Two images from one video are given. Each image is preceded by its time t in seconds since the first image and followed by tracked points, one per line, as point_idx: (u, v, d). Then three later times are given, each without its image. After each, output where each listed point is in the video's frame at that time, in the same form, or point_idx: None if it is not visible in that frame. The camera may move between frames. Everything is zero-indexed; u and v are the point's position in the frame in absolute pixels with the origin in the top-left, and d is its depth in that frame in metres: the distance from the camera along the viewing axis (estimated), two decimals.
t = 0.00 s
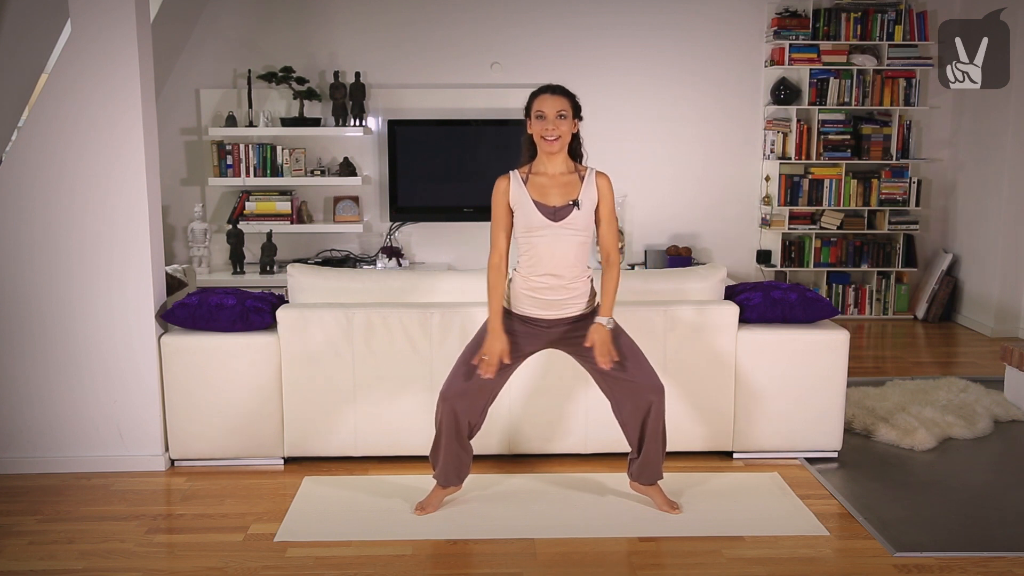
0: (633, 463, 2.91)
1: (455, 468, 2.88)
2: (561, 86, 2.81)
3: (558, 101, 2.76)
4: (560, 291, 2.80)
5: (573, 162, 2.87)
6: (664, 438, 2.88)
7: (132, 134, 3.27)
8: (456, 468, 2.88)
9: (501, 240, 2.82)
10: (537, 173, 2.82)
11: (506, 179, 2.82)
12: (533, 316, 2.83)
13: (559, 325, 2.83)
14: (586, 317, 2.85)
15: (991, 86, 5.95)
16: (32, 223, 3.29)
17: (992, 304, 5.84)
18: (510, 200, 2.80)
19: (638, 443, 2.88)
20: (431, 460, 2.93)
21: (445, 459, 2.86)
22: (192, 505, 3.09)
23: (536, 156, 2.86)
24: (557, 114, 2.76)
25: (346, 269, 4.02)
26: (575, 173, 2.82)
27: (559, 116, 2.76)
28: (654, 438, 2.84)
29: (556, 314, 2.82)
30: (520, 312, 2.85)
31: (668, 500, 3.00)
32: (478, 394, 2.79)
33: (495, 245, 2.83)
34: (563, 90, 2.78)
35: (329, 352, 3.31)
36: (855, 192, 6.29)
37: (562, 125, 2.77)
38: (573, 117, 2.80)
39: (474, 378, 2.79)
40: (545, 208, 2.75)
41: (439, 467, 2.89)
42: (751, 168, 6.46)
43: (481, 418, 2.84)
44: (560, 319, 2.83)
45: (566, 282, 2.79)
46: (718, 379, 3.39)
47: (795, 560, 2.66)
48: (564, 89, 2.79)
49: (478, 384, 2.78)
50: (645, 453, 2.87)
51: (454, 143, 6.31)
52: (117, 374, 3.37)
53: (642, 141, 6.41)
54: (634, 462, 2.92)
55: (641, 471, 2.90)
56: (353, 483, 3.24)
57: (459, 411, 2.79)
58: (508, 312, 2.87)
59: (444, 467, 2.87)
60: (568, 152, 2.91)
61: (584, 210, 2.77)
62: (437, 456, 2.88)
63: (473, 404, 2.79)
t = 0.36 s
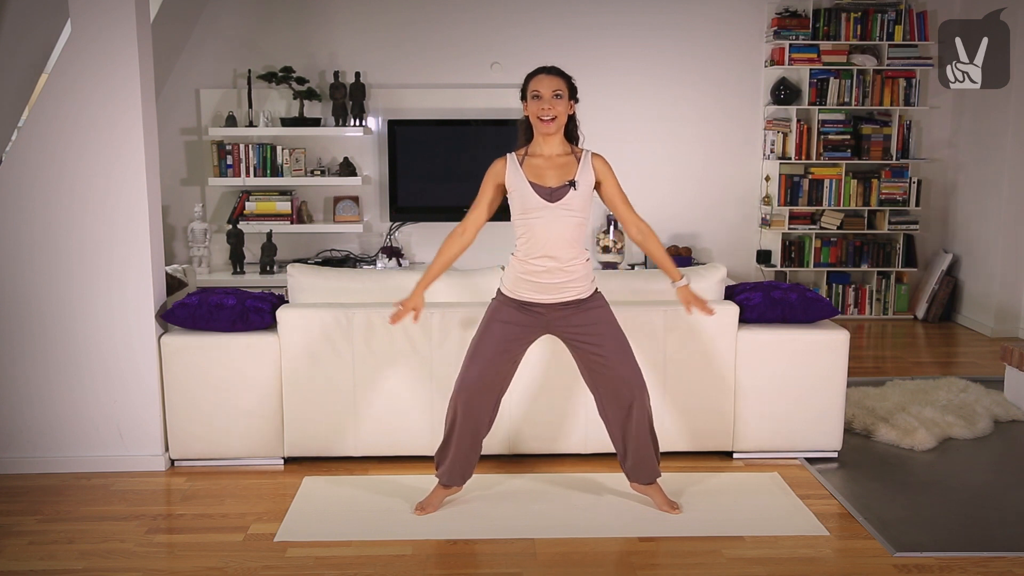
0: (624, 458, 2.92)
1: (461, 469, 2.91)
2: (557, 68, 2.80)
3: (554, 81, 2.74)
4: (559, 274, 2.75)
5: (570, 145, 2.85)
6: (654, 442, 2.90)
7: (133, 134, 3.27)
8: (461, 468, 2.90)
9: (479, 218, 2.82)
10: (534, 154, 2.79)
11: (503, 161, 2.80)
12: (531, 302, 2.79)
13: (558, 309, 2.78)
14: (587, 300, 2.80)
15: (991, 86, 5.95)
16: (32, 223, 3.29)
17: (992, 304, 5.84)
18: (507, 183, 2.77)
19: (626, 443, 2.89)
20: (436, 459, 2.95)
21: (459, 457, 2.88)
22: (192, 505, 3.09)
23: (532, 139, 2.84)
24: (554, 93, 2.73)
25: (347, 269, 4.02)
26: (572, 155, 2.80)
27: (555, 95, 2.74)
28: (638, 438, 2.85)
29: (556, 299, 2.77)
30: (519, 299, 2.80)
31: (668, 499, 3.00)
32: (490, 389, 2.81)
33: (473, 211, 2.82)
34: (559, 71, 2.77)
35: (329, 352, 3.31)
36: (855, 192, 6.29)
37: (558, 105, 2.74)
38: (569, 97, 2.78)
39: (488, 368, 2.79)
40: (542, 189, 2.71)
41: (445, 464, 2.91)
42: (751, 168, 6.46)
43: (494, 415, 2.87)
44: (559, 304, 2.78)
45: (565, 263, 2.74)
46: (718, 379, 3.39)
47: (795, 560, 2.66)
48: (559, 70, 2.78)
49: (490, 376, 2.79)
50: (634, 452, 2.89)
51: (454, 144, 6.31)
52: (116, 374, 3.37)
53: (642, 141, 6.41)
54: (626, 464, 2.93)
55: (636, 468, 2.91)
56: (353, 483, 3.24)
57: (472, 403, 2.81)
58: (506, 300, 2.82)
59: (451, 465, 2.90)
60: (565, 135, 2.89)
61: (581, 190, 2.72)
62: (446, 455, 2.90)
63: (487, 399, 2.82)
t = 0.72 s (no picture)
0: (617, 456, 2.93)
1: (465, 469, 2.92)
2: (556, 61, 2.79)
3: (553, 73, 2.73)
4: (559, 267, 2.75)
5: (569, 138, 2.83)
6: (647, 441, 2.91)
7: (133, 134, 3.27)
8: (463, 467, 2.92)
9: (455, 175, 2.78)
10: (533, 146, 2.77)
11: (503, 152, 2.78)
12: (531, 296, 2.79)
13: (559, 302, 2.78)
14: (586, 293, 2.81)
15: (992, 86, 5.94)
16: (33, 223, 3.29)
17: (992, 304, 5.84)
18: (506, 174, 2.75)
19: (622, 444, 2.91)
20: (439, 458, 2.96)
21: (465, 456, 2.90)
22: (192, 505, 3.09)
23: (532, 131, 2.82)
24: (553, 85, 2.72)
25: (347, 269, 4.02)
26: (571, 147, 2.78)
27: (554, 87, 2.73)
28: (630, 439, 2.88)
29: (556, 292, 2.77)
30: (518, 293, 2.80)
31: (668, 499, 3.00)
32: (496, 391, 2.83)
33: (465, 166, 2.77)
34: (558, 63, 2.76)
35: (329, 352, 3.31)
36: (855, 192, 6.29)
37: (557, 97, 2.73)
38: (568, 90, 2.77)
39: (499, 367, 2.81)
40: (541, 181, 2.70)
41: (448, 463, 2.93)
42: (751, 168, 6.46)
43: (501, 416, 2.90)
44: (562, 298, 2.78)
45: (564, 256, 2.74)
46: (718, 379, 3.39)
47: (795, 560, 2.66)
48: (558, 63, 2.77)
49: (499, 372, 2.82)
50: (630, 450, 2.91)
51: (454, 144, 6.31)
52: (116, 374, 3.37)
53: (642, 141, 6.41)
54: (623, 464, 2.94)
55: (629, 466, 2.93)
56: (353, 483, 3.24)
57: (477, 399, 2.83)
58: (507, 294, 2.83)
59: (453, 463, 2.92)
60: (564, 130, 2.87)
61: (580, 181, 2.71)
62: (452, 452, 2.92)
63: (492, 400, 2.85)
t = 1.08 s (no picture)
0: (614, 454, 2.95)
1: (465, 469, 2.92)
2: (553, 59, 2.79)
3: (551, 71, 2.73)
4: (559, 265, 2.75)
5: (566, 135, 2.84)
6: (644, 441, 2.92)
7: (132, 134, 3.28)
8: (464, 467, 2.92)
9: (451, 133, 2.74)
10: (531, 144, 2.78)
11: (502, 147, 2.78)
12: (531, 294, 2.79)
13: (559, 301, 2.78)
14: (586, 292, 2.80)
15: (991, 86, 5.96)
16: (33, 223, 3.29)
17: (992, 304, 5.84)
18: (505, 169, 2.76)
19: (620, 444, 2.92)
20: (440, 458, 2.96)
21: (465, 455, 2.91)
22: (191, 505, 3.09)
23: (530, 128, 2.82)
24: (550, 83, 2.72)
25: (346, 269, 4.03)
26: (568, 144, 2.78)
27: (552, 86, 2.73)
28: (626, 439, 2.90)
29: (556, 290, 2.77)
30: (518, 291, 2.80)
31: (668, 499, 3.00)
32: (496, 391, 2.84)
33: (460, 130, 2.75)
34: (555, 61, 2.76)
35: (330, 352, 3.31)
36: (855, 192, 6.29)
37: (555, 95, 2.73)
38: (565, 87, 2.77)
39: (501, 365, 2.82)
40: (538, 176, 2.70)
41: (450, 462, 2.93)
42: (751, 168, 6.46)
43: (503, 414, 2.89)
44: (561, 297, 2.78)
45: (564, 254, 2.74)
46: (717, 379, 3.40)
47: (795, 560, 2.66)
48: (556, 61, 2.77)
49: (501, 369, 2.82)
50: (628, 449, 2.92)
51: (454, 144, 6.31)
52: (116, 374, 3.37)
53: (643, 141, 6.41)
54: (621, 462, 2.95)
55: (626, 464, 2.94)
56: (353, 483, 3.24)
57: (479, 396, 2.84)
58: (507, 292, 2.83)
59: (454, 462, 2.92)
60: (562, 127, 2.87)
61: (578, 176, 2.71)
62: (454, 451, 2.92)
63: (494, 399, 2.85)
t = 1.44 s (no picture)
0: (614, 454, 2.95)
1: (465, 468, 2.92)
2: (554, 59, 2.79)
3: (551, 72, 2.73)
4: (560, 265, 2.75)
5: (567, 135, 2.83)
6: (642, 441, 2.93)
7: (132, 134, 3.28)
8: (464, 466, 2.92)
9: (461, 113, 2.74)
10: (532, 143, 2.78)
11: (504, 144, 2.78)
12: (531, 294, 2.79)
13: (559, 301, 2.78)
14: (586, 292, 2.80)
15: (992, 86, 5.94)
16: (33, 224, 3.29)
17: (992, 304, 5.84)
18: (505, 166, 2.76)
19: (619, 445, 2.92)
20: (441, 458, 2.96)
21: (466, 454, 2.91)
22: (191, 505, 3.09)
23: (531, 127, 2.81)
24: (550, 84, 2.73)
25: (346, 270, 4.02)
26: (568, 144, 2.78)
27: (552, 86, 2.73)
28: (626, 439, 2.90)
29: (556, 290, 2.77)
30: (518, 291, 2.80)
31: (668, 499, 3.00)
32: (497, 391, 2.84)
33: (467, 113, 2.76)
34: (556, 61, 2.75)
35: (330, 352, 3.31)
36: (855, 192, 6.29)
37: (555, 96, 2.73)
38: (566, 87, 2.77)
39: (503, 362, 2.82)
40: (539, 174, 2.70)
41: (450, 462, 2.93)
42: (751, 168, 6.46)
43: (504, 413, 2.90)
44: (562, 296, 2.78)
45: (564, 254, 2.74)
46: (717, 379, 3.40)
47: (795, 560, 2.66)
48: (557, 61, 2.77)
49: (502, 365, 2.82)
50: (628, 450, 2.92)
51: (454, 144, 6.31)
52: (116, 374, 3.37)
53: (643, 141, 6.41)
54: (621, 462, 2.95)
55: (626, 463, 2.94)
56: (353, 483, 3.24)
57: (479, 395, 2.85)
58: (507, 292, 2.83)
59: (454, 461, 2.92)
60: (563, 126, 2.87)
61: (578, 175, 2.71)
62: (455, 450, 2.92)
63: (495, 398, 2.84)
